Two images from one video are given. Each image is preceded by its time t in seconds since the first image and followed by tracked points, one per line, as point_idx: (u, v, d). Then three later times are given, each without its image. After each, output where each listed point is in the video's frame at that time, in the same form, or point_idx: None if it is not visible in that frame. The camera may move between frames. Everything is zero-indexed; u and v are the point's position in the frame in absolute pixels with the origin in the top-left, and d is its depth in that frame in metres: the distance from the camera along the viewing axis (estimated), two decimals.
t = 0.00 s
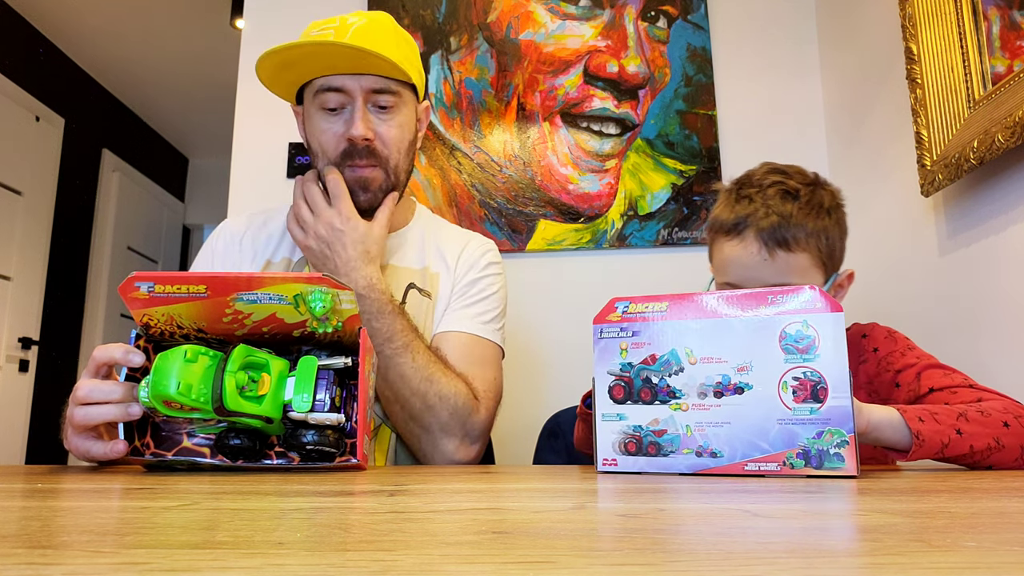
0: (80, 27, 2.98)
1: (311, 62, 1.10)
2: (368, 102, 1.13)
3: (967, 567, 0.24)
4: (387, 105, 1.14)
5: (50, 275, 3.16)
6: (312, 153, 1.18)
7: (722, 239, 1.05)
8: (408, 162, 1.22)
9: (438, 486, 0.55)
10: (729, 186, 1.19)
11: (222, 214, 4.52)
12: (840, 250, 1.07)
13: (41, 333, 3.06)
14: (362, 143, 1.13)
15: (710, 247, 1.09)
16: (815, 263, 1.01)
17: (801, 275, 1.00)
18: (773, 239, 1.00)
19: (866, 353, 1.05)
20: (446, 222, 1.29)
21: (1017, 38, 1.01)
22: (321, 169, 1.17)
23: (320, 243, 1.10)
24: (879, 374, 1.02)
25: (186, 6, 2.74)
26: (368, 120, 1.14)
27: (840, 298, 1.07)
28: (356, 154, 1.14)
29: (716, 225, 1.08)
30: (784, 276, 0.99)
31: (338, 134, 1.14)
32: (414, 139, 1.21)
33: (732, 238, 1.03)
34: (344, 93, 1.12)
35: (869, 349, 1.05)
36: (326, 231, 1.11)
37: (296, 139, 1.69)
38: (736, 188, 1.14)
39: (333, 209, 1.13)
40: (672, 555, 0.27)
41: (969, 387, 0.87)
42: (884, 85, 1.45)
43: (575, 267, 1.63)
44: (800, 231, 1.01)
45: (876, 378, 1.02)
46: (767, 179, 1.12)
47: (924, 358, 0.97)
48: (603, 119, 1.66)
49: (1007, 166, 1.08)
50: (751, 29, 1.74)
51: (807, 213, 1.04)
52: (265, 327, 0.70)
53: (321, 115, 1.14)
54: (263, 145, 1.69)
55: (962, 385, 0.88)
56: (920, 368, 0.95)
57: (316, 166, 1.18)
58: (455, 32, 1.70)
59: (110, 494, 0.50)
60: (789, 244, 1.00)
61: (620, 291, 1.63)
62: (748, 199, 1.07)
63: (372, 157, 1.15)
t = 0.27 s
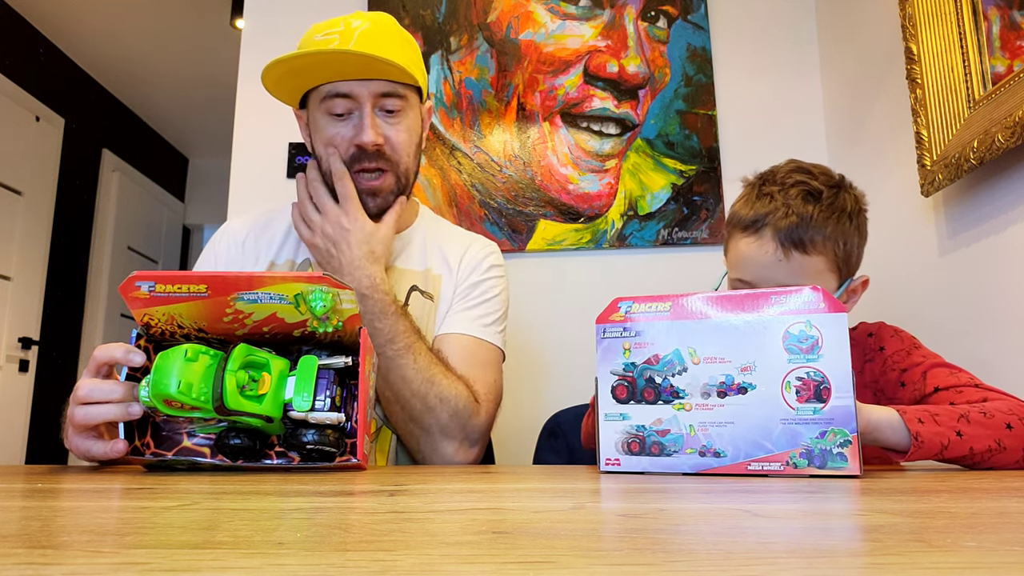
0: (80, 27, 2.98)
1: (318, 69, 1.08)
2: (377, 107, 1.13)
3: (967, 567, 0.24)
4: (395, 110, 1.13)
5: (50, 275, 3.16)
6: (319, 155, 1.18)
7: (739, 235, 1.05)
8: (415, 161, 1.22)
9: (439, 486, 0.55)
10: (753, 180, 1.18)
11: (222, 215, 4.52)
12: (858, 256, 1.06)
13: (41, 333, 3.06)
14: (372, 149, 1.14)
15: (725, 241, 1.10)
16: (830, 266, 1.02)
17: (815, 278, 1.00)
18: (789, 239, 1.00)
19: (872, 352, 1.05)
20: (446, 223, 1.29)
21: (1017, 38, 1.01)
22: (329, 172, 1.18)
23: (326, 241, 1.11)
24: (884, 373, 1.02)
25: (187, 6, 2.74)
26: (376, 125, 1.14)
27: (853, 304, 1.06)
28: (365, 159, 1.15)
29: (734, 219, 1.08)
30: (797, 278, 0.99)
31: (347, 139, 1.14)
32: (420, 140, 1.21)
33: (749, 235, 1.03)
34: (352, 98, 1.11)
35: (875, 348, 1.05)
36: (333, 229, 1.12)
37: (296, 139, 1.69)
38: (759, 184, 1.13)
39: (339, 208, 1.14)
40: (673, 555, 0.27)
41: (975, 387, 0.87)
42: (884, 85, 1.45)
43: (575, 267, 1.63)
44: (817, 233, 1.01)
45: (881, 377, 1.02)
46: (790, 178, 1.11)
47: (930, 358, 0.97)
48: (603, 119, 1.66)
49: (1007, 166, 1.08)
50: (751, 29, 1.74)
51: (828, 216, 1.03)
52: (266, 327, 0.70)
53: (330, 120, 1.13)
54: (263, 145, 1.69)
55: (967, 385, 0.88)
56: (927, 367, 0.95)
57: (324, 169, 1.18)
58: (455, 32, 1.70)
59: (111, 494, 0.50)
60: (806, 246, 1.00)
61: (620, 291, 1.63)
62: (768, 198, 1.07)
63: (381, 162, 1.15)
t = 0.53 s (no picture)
0: (80, 27, 2.98)
1: (321, 67, 1.08)
2: (379, 106, 1.12)
3: (967, 567, 0.24)
4: (397, 109, 1.13)
5: (50, 275, 3.15)
6: (322, 156, 1.18)
7: (748, 233, 1.05)
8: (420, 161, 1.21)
9: (440, 487, 0.55)
10: (763, 179, 1.17)
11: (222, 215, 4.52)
12: (865, 260, 1.06)
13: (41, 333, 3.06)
14: (373, 146, 1.13)
15: (734, 241, 1.10)
16: (837, 270, 1.02)
17: (821, 281, 1.01)
18: (800, 240, 1.01)
19: (873, 352, 1.06)
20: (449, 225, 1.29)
21: (1017, 38, 1.01)
22: (332, 172, 1.17)
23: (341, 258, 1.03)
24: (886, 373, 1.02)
25: (186, 6, 2.74)
26: (378, 124, 1.13)
27: (856, 309, 1.04)
28: (366, 157, 1.14)
29: (744, 218, 1.08)
30: (804, 279, 1.00)
31: (348, 137, 1.13)
32: (424, 140, 1.21)
33: (757, 234, 1.03)
34: (355, 97, 1.11)
35: (877, 349, 1.05)
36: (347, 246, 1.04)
37: (296, 139, 1.69)
38: (770, 182, 1.13)
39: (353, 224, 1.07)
40: (673, 555, 0.27)
41: (976, 387, 0.87)
42: (884, 85, 1.45)
43: (575, 267, 1.63)
44: (827, 234, 1.02)
45: (883, 378, 1.02)
46: (802, 178, 1.10)
47: (931, 358, 0.97)
48: (603, 119, 1.66)
49: (1007, 166, 1.08)
50: (751, 29, 1.74)
51: (837, 219, 1.03)
52: (265, 327, 0.70)
53: (331, 119, 1.13)
54: (263, 145, 1.69)
55: (969, 385, 0.88)
56: (928, 367, 0.95)
57: (327, 170, 1.18)
58: (455, 32, 1.70)
59: (112, 494, 0.50)
60: (814, 248, 1.01)
61: (620, 291, 1.63)
62: (779, 198, 1.06)
63: (383, 160, 1.15)
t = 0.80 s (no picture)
0: (80, 27, 2.98)
1: (318, 50, 1.09)
2: (373, 94, 1.12)
3: (967, 567, 0.24)
4: (392, 97, 1.12)
5: (50, 275, 3.15)
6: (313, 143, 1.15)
7: (749, 234, 1.05)
8: (413, 158, 1.19)
9: (440, 486, 0.55)
10: (763, 179, 1.18)
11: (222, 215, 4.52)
12: (865, 262, 1.07)
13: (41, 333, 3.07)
14: (364, 133, 1.11)
15: (734, 242, 1.10)
16: (838, 272, 1.02)
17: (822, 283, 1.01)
18: (801, 241, 1.00)
19: (873, 352, 1.06)
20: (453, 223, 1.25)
21: (1017, 38, 1.01)
22: (321, 159, 1.14)
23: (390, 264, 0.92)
24: (885, 373, 1.02)
25: (187, 6, 2.74)
26: (371, 111, 1.12)
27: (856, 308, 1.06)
28: (356, 143, 1.11)
29: (744, 219, 1.08)
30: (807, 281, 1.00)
31: (340, 123, 1.11)
32: (420, 137, 1.19)
33: (758, 235, 1.03)
34: (350, 83, 1.10)
35: (876, 349, 1.05)
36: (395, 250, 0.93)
37: (296, 139, 1.69)
38: (770, 183, 1.13)
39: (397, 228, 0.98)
40: (672, 555, 0.27)
41: (976, 387, 0.86)
42: (884, 85, 1.45)
43: (575, 267, 1.63)
44: (829, 236, 1.02)
45: (883, 378, 1.02)
46: (803, 179, 1.10)
47: (931, 358, 0.97)
48: (603, 119, 1.66)
49: (1007, 166, 1.08)
50: (751, 29, 1.74)
51: (838, 221, 1.03)
52: (293, 323, 0.66)
53: (325, 104, 1.12)
54: (263, 145, 1.69)
55: (968, 385, 0.88)
56: (928, 367, 0.95)
57: (317, 157, 1.15)
58: (455, 32, 1.70)
59: (111, 494, 0.50)
60: (815, 250, 1.01)
61: (620, 291, 1.63)
62: (781, 198, 1.06)
63: (373, 147, 1.12)
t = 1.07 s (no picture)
0: (81, 27, 2.98)
1: (339, 37, 1.02)
2: (395, 87, 1.05)
3: (967, 567, 0.24)
4: (415, 91, 1.06)
5: (50, 275, 3.15)
6: (331, 135, 1.10)
7: (748, 236, 1.05)
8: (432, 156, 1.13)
9: (440, 486, 0.55)
10: (763, 180, 1.18)
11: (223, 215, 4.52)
12: (864, 265, 1.07)
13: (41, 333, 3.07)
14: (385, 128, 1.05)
15: (734, 243, 1.10)
16: (837, 275, 1.02)
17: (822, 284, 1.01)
18: (800, 245, 1.00)
19: (872, 353, 1.06)
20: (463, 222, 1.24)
21: (1017, 38, 1.02)
22: (338, 153, 1.09)
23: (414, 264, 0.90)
24: (884, 373, 1.02)
25: (187, 6, 2.74)
26: (392, 105, 1.05)
27: (857, 309, 1.06)
28: (375, 139, 1.06)
29: (744, 221, 1.08)
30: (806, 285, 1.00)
31: (359, 116, 1.05)
32: (440, 133, 1.13)
33: (757, 237, 1.03)
34: (372, 74, 1.04)
35: (874, 349, 1.05)
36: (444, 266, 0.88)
37: (296, 139, 1.69)
38: (770, 185, 1.13)
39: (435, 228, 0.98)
40: (673, 555, 0.27)
41: (974, 387, 0.86)
42: (884, 85, 1.45)
43: (574, 267, 1.64)
44: (829, 240, 1.02)
45: (882, 378, 1.02)
46: (803, 182, 1.10)
47: (930, 358, 0.97)
48: (603, 119, 1.66)
49: (1006, 166, 1.08)
50: (750, 29, 1.74)
51: (837, 224, 1.03)
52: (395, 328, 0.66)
53: (345, 95, 1.06)
54: (264, 146, 1.69)
55: (967, 385, 0.87)
56: (927, 367, 0.95)
57: (334, 149, 1.10)
58: (455, 32, 1.70)
59: (112, 494, 0.50)
60: (814, 253, 1.01)
61: (620, 291, 1.63)
62: (781, 201, 1.06)
63: (393, 144, 1.07)
